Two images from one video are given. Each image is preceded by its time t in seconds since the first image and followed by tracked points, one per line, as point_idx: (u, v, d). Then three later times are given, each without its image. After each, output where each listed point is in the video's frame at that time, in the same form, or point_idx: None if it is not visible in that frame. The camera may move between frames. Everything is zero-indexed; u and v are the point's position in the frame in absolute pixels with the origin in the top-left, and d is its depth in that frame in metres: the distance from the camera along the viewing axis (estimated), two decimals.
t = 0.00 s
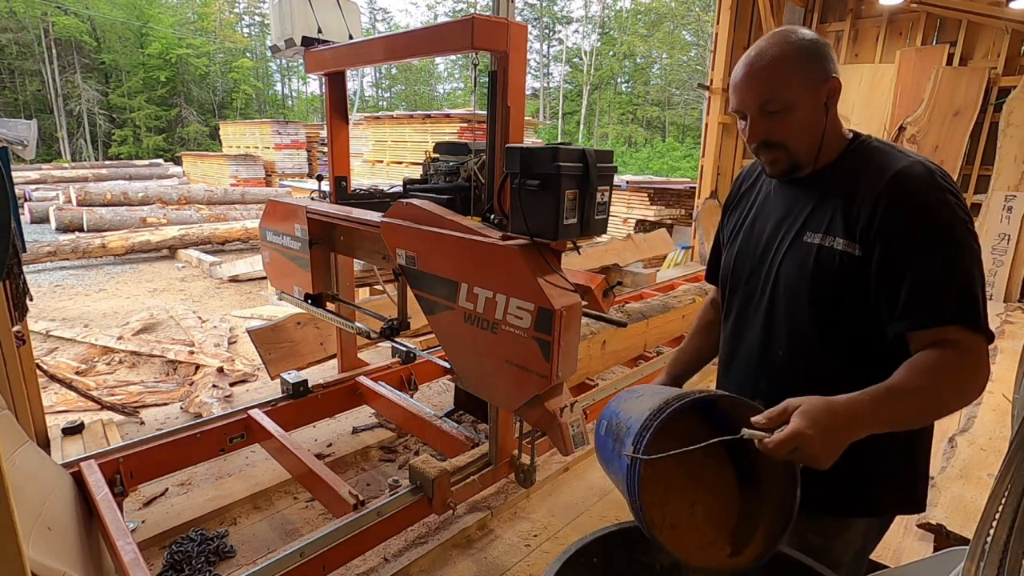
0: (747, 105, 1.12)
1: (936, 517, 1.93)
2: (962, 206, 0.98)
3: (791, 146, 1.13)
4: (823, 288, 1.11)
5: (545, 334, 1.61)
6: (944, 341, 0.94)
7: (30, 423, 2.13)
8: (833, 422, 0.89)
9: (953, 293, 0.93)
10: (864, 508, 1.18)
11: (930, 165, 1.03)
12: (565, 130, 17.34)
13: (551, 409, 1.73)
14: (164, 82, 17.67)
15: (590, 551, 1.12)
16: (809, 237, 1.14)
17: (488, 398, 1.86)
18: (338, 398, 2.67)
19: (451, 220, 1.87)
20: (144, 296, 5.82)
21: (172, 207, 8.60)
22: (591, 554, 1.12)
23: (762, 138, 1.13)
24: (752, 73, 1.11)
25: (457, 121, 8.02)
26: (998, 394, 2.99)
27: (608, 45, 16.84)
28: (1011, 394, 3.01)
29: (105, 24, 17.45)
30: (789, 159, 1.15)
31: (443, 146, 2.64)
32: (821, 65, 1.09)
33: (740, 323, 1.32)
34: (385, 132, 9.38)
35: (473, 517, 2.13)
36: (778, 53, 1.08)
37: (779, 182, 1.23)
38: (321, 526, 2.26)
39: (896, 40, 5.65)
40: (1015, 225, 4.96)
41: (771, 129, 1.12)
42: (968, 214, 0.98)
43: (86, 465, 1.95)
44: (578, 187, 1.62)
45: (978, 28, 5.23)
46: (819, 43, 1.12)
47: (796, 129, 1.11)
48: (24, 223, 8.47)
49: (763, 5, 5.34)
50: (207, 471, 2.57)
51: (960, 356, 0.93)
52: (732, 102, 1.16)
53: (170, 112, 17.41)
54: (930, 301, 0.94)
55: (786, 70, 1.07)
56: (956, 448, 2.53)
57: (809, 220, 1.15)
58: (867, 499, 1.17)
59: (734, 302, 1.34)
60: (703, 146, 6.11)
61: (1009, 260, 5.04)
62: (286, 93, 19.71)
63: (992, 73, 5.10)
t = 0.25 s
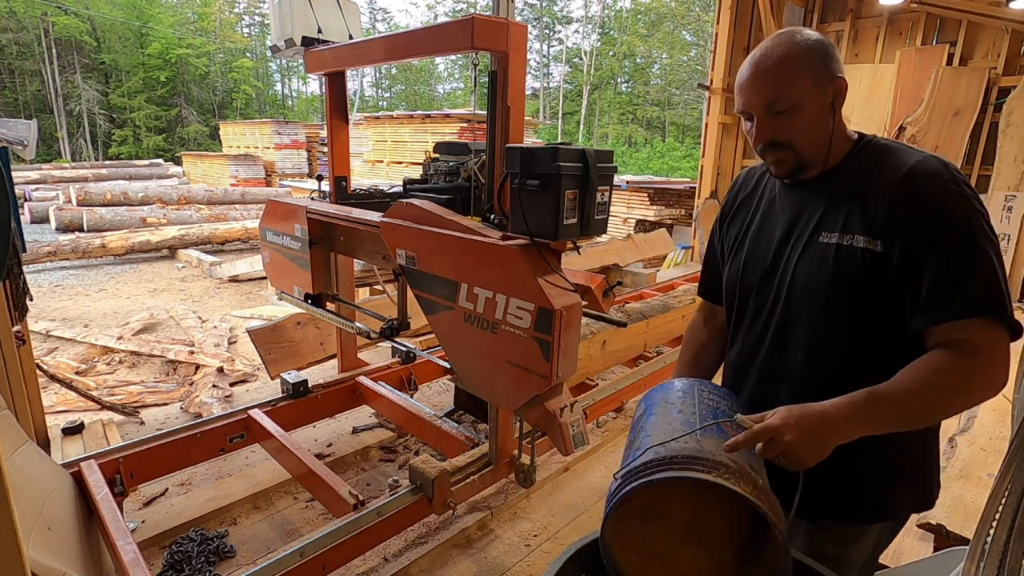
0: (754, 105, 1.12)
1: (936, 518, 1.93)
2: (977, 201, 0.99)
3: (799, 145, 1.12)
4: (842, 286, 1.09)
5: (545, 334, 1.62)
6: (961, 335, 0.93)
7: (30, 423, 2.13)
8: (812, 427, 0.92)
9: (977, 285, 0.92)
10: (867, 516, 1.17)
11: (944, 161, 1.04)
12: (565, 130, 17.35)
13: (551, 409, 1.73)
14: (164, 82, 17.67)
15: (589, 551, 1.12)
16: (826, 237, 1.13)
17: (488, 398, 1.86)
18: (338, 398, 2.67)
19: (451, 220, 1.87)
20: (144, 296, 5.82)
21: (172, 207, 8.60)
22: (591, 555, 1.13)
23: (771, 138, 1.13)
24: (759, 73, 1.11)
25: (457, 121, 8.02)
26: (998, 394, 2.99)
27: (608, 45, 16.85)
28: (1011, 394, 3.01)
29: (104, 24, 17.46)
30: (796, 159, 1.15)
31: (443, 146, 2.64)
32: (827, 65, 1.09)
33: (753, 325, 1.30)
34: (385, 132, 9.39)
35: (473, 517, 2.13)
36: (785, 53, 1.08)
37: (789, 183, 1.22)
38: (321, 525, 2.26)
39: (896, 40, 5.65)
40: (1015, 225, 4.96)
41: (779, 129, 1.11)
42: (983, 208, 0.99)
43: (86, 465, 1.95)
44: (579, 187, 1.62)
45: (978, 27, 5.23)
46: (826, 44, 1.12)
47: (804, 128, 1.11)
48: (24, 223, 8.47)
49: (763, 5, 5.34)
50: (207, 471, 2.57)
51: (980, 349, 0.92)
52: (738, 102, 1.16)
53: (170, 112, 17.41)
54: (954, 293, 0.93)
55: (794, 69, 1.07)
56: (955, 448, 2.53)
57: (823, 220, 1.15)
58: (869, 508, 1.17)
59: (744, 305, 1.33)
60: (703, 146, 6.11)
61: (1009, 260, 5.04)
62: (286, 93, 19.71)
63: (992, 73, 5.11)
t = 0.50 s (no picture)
0: (758, 106, 1.12)
1: (936, 518, 1.93)
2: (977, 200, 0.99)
3: (803, 145, 1.12)
4: (843, 286, 1.09)
5: (545, 334, 1.62)
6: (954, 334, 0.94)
7: (30, 422, 2.13)
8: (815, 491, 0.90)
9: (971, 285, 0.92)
10: (866, 515, 1.17)
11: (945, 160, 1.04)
12: (565, 130, 17.34)
13: (551, 409, 1.73)
14: (163, 82, 17.67)
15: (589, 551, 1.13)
16: (829, 236, 1.13)
17: (488, 398, 1.86)
18: (338, 398, 2.67)
19: (451, 220, 1.87)
20: (144, 296, 5.82)
21: (172, 207, 8.60)
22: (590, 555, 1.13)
23: (775, 138, 1.12)
24: (762, 74, 1.11)
25: (457, 121, 8.02)
26: (998, 394, 2.99)
27: (608, 45, 16.85)
28: (1012, 394, 3.01)
29: (105, 24, 17.47)
30: (800, 160, 1.15)
31: (443, 146, 2.64)
32: (832, 65, 1.09)
33: (756, 325, 1.30)
34: (385, 132, 9.39)
35: (473, 517, 2.13)
36: (789, 53, 1.08)
37: (793, 182, 1.22)
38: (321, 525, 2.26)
39: (896, 40, 5.65)
40: (1015, 225, 4.96)
41: (783, 129, 1.11)
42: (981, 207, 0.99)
43: (86, 465, 1.95)
44: (579, 187, 1.62)
45: (978, 27, 5.23)
46: (831, 44, 1.12)
47: (808, 128, 1.10)
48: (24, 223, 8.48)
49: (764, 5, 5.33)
50: (207, 471, 2.56)
51: (970, 347, 0.94)
52: (743, 102, 1.16)
53: (170, 112, 17.41)
54: (950, 293, 0.94)
55: (798, 70, 1.07)
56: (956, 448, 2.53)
57: (827, 219, 1.14)
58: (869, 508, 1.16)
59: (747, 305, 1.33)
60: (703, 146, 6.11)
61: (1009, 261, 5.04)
62: (286, 94, 19.71)
63: (992, 73, 5.11)
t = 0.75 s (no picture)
0: (756, 107, 1.12)
1: (936, 518, 1.92)
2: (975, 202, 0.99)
3: (802, 145, 1.12)
4: (839, 283, 1.10)
5: (545, 334, 1.62)
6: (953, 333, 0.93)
7: (30, 422, 2.13)
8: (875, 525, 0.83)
9: (963, 286, 0.92)
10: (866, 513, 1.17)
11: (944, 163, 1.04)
12: (565, 130, 17.34)
13: (552, 409, 1.73)
14: (164, 82, 17.67)
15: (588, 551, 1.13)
16: (827, 235, 1.13)
17: (488, 398, 1.86)
18: (338, 398, 2.67)
19: (451, 220, 1.87)
20: (144, 296, 5.82)
21: (172, 207, 8.60)
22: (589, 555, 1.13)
23: (773, 140, 1.13)
24: (759, 76, 1.11)
25: (457, 121, 8.03)
26: (998, 394, 2.99)
27: (608, 45, 16.85)
28: (1012, 394, 3.01)
29: (105, 24, 17.47)
30: (799, 160, 1.15)
31: (443, 146, 2.63)
32: (828, 67, 1.09)
33: (754, 320, 1.31)
34: (385, 132, 9.39)
35: (473, 517, 2.13)
36: (785, 55, 1.09)
37: (792, 181, 1.22)
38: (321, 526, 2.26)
39: (896, 40, 5.65)
40: (1015, 225, 4.96)
41: (781, 130, 1.11)
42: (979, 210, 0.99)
43: (86, 465, 1.95)
44: (579, 187, 1.62)
45: (978, 28, 5.23)
46: (828, 45, 1.12)
47: (806, 129, 1.10)
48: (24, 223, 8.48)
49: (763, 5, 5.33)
50: (207, 471, 2.56)
51: (971, 349, 0.92)
52: (740, 104, 1.16)
53: (170, 112, 17.42)
54: (941, 291, 0.93)
55: (794, 71, 1.07)
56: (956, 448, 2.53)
57: (825, 218, 1.14)
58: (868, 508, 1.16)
59: (746, 301, 1.33)
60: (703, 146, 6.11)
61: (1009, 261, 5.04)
62: (286, 94, 19.72)
63: (992, 73, 5.10)
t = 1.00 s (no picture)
0: (757, 109, 1.12)
1: (936, 518, 1.92)
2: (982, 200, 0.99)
3: (805, 145, 1.12)
4: (845, 279, 1.10)
5: (545, 334, 1.61)
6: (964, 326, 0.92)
7: (30, 423, 2.13)
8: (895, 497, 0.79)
9: (972, 281, 0.92)
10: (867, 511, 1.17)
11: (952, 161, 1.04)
12: (565, 130, 17.34)
13: (551, 409, 1.73)
14: (164, 82, 17.67)
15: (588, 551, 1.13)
16: (833, 231, 1.13)
17: (489, 398, 1.86)
18: (338, 398, 2.67)
19: (451, 220, 1.87)
20: (144, 296, 5.82)
21: (172, 207, 8.60)
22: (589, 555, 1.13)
23: (775, 140, 1.13)
24: (760, 78, 1.11)
25: (457, 121, 8.03)
26: (998, 394, 2.99)
27: (608, 45, 16.85)
28: (1012, 394, 3.01)
29: (105, 24, 17.47)
30: (803, 160, 1.15)
31: (443, 146, 2.63)
32: (829, 68, 1.09)
33: (757, 317, 1.30)
34: (385, 132, 9.39)
35: (473, 516, 2.13)
36: (786, 56, 1.09)
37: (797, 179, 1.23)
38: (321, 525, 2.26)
39: (897, 40, 5.65)
40: (1015, 225, 4.96)
41: (783, 131, 1.12)
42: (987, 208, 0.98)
43: (86, 465, 1.95)
44: (579, 187, 1.62)
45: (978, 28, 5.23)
46: (828, 46, 1.12)
47: (807, 129, 1.10)
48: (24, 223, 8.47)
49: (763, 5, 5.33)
50: (207, 471, 2.56)
51: (981, 345, 0.92)
52: (741, 106, 1.17)
53: (170, 112, 17.42)
54: (949, 287, 0.93)
55: (796, 71, 1.07)
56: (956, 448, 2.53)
57: (831, 214, 1.15)
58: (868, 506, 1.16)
59: (749, 299, 1.33)
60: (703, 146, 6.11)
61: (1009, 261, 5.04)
62: (286, 94, 19.72)
63: (992, 73, 5.10)
